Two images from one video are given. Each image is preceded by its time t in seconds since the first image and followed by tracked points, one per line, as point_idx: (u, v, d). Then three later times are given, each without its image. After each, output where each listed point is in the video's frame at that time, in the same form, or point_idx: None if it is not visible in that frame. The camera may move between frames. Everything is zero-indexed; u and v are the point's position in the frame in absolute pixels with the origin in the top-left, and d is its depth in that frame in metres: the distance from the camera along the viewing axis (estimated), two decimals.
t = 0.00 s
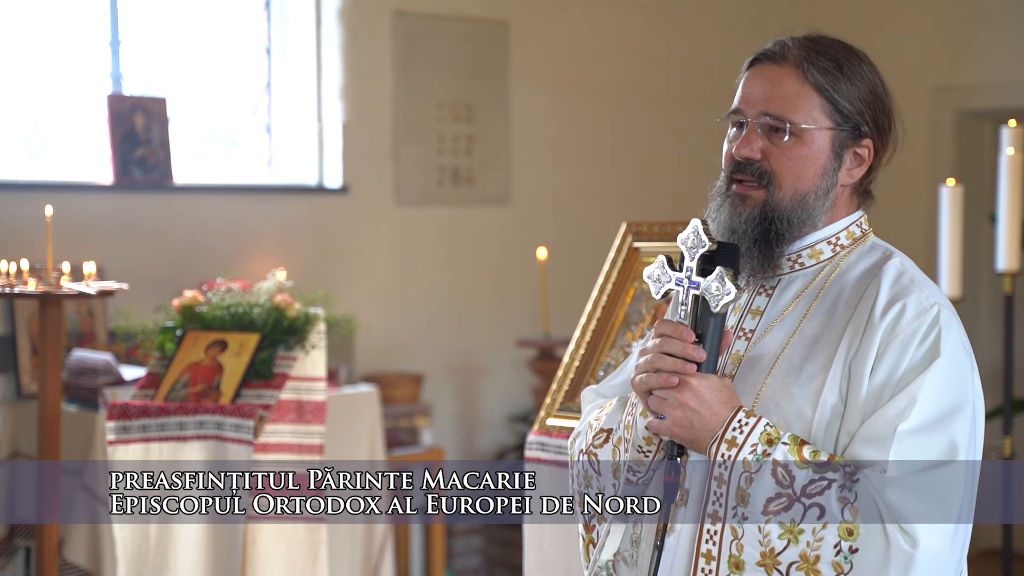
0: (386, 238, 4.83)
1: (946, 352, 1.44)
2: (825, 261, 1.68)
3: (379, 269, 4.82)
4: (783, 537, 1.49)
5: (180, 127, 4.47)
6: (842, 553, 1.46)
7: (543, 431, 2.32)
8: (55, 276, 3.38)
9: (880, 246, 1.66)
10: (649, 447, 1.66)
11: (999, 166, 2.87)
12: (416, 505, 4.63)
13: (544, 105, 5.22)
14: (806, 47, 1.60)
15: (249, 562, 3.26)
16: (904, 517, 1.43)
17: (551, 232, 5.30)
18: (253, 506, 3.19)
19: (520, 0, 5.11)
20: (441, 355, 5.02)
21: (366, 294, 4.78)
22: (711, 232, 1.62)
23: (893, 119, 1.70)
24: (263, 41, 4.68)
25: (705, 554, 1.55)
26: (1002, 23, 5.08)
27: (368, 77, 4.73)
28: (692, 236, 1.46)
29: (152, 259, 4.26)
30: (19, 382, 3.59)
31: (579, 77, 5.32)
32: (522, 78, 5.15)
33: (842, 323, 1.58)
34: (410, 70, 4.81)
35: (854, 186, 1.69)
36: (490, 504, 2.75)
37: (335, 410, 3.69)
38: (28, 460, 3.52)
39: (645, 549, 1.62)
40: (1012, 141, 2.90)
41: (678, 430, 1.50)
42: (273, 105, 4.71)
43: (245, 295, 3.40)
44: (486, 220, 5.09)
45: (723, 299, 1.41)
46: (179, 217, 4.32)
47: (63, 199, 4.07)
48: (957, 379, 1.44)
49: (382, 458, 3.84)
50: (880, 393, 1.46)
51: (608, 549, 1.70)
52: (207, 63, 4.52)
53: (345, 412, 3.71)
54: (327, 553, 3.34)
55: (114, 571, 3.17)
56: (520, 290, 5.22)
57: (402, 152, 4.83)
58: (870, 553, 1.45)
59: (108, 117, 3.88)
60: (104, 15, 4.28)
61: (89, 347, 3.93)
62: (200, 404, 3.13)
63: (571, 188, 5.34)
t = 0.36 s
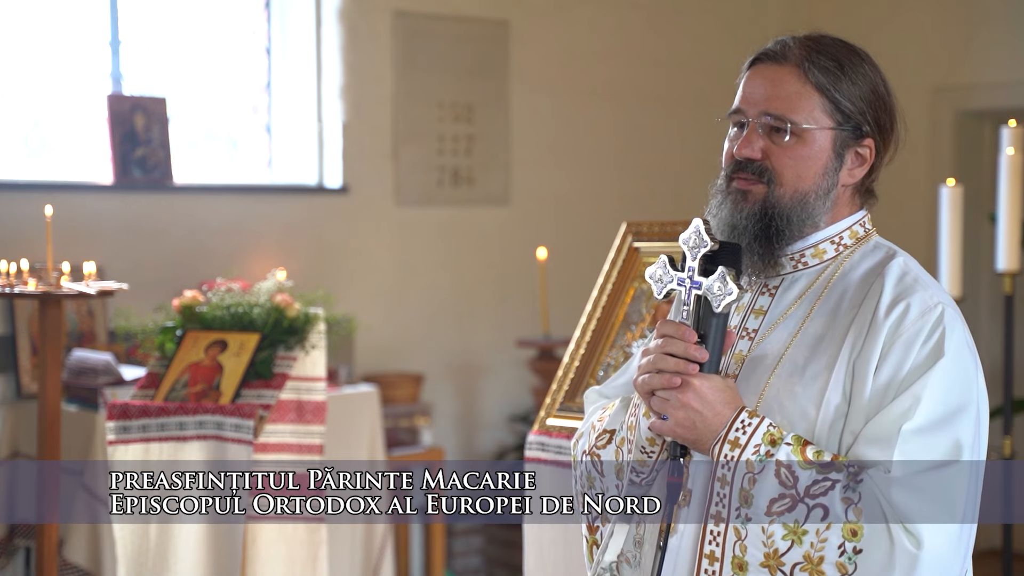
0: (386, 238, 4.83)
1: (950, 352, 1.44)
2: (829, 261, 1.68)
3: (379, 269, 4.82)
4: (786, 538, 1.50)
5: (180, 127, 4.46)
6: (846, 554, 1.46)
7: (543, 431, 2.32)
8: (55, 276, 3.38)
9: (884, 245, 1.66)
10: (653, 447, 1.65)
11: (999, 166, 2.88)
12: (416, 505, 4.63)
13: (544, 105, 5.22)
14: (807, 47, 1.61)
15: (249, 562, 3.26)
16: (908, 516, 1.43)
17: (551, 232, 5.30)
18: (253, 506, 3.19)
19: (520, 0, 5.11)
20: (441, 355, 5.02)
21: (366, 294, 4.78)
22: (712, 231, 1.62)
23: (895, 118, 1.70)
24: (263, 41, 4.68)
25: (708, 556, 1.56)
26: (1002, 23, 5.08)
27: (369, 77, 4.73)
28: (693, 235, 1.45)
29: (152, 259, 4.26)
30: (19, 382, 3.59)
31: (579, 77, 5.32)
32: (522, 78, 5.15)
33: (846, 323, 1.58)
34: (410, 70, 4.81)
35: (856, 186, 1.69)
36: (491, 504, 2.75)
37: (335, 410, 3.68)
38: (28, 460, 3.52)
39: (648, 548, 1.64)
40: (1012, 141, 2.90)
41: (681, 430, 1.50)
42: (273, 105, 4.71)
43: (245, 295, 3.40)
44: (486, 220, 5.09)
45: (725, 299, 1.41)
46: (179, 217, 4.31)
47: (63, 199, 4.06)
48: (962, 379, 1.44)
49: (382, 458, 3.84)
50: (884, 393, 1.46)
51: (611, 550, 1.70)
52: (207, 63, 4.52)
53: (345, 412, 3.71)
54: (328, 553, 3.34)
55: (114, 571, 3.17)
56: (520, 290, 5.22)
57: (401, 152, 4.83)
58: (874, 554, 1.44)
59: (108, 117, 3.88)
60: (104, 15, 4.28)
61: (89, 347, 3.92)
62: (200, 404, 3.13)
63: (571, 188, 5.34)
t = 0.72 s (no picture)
0: (386, 238, 4.83)
1: (953, 354, 1.44)
2: (832, 261, 1.68)
3: (379, 270, 4.82)
4: (789, 540, 1.50)
5: (180, 127, 4.47)
6: (848, 557, 1.47)
7: (543, 431, 2.32)
8: (55, 276, 3.38)
9: (886, 246, 1.66)
10: (654, 448, 1.65)
11: (999, 165, 2.88)
12: (416, 505, 4.63)
13: (544, 105, 5.22)
14: (810, 46, 1.61)
15: (249, 562, 3.26)
16: (911, 518, 1.42)
17: (551, 232, 5.30)
18: (253, 506, 3.19)
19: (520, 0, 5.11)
20: (441, 355, 5.02)
21: (366, 294, 4.78)
22: (714, 232, 1.62)
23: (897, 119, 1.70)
24: (263, 41, 4.68)
25: (710, 557, 1.55)
26: (1002, 22, 5.08)
27: (369, 77, 4.73)
28: (696, 236, 1.46)
29: (152, 259, 4.26)
30: (19, 382, 3.59)
31: (579, 77, 5.32)
32: (522, 78, 5.15)
33: (849, 325, 1.58)
34: (409, 70, 4.81)
35: (859, 187, 1.68)
36: (491, 504, 2.75)
37: (335, 410, 3.68)
38: (28, 459, 3.52)
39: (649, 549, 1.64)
40: (1012, 141, 2.90)
41: (683, 432, 1.49)
42: (273, 105, 4.71)
43: (245, 295, 3.40)
44: (486, 220, 5.09)
45: (728, 301, 1.42)
46: (179, 217, 4.32)
47: (63, 199, 4.06)
48: (964, 382, 1.44)
49: (382, 458, 3.84)
50: (887, 396, 1.46)
51: (611, 550, 1.69)
52: (207, 63, 4.52)
53: (345, 412, 3.71)
54: (328, 553, 3.34)
55: (114, 571, 3.17)
56: (520, 290, 5.22)
57: (402, 152, 4.83)
58: (877, 556, 1.45)
59: (108, 117, 3.89)
60: (104, 15, 4.28)
61: (89, 347, 3.92)
62: (200, 404, 3.13)
63: (571, 188, 5.34)
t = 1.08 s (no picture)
0: (386, 239, 4.83)
1: (948, 354, 1.44)
2: (827, 261, 1.68)
3: (380, 270, 4.82)
4: (785, 539, 1.49)
5: (180, 127, 4.47)
6: (844, 556, 1.46)
7: (543, 431, 2.32)
8: (55, 276, 3.38)
9: (882, 246, 1.66)
10: (651, 448, 1.66)
11: (999, 166, 2.88)
12: (416, 505, 4.64)
13: (545, 105, 5.22)
14: (805, 46, 1.60)
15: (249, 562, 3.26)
16: (907, 518, 1.43)
17: (551, 232, 5.29)
18: (253, 506, 3.19)
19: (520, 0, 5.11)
20: (441, 355, 5.03)
21: (366, 294, 4.78)
22: (711, 231, 1.62)
23: (893, 118, 1.70)
24: (263, 41, 4.68)
25: (706, 556, 1.55)
26: (1002, 22, 5.08)
27: (369, 77, 4.73)
28: (694, 236, 1.45)
29: (152, 259, 4.26)
30: (19, 382, 3.59)
31: (579, 77, 5.32)
32: (522, 78, 5.15)
33: (845, 325, 1.57)
34: (410, 70, 4.81)
35: (854, 186, 1.69)
36: (490, 504, 2.75)
37: (334, 410, 3.68)
38: (28, 459, 3.52)
39: (644, 549, 1.63)
40: (1012, 141, 2.90)
41: (680, 431, 1.50)
42: (273, 105, 4.71)
43: (245, 295, 3.40)
44: (486, 220, 5.09)
45: (725, 300, 1.42)
46: (179, 217, 4.32)
47: (63, 199, 4.07)
48: (960, 382, 1.44)
49: (382, 458, 3.84)
50: (883, 396, 1.46)
51: (608, 549, 1.70)
52: (207, 63, 4.53)
53: (345, 412, 3.71)
54: (327, 553, 3.34)
55: (114, 571, 3.16)
56: (521, 290, 5.22)
57: (402, 153, 4.83)
58: (872, 555, 1.45)
59: (108, 117, 3.90)
60: (104, 14, 4.28)
61: (89, 347, 3.93)
62: (200, 404, 3.13)
63: (572, 188, 5.34)
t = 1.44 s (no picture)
0: (386, 238, 4.83)
1: (927, 349, 1.46)
2: (809, 260, 1.71)
3: (379, 270, 4.82)
4: (765, 535, 1.51)
5: (180, 127, 4.47)
6: (823, 551, 1.48)
7: (543, 432, 2.30)
8: (55, 276, 3.38)
9: (863, 244, 1.69)
10: (635, 446, 1.69)
11: (999, 166, 3.04)
12: (416, 505, 4.64)
13: (545, 105, 5.22)
14: (776, 45, 1.64)
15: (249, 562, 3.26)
16: (885, 514, 1.44)
17: (551, 232, 5.29)
18: (253, 506, 3.19)
19: None
20: (441, 355, 5.03)
21: (366, 294, 4.78)
22: (692, 231, 1.65)
23: (869, 114, 1.74)
24: (263, 41, 4.68)
25: (688, 553, 1.56)
26: (1002, 22, 5.07)
27: (369, 77, 4.73)
28: (673, 237, 1.46)
29: (152, 259, 4.26)
30: (19, 382, 3.58)
31: (579, 77, 5.32)
32: (522, 78, 5.14)
33: (825, 323, 1.60)
34: (410, 70, 4.81)
35: (834, 181, 1.71)
36: (490, 504, 2.75)
37: (335, 410, 3.68)
38: (28, 459, 3.53)
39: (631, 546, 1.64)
40: (1012, 141, 3.05)
41: (661, 430, 1.51)
42: (273, 105, 4.71)
43: (245, 295, 3.40)
44: (486, 220, 5.09)
45: (704, 299, 1.41)
46: (179, 217, 4.32)
47: (63, 200, 4.07)
48: (939, 378, 1.46)
49: (382, 458, 3.84)
50: (863, 391, 1.48)
51: (595, 548, 1.70)
52: (207, 63, 4.53)
53: (345, 412, 3.71)
54: (327, 553, 3.34)
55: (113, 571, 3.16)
56: (520, 290, 5.22)
57: (401, 153, 4.83)
58: (851, 550, 1.46)
59: (108, 118, 3.90)
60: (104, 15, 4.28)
61: (89, 347, 3.93)
62: (200, 404, 3.13)
63: (572, 188, 5.34)
